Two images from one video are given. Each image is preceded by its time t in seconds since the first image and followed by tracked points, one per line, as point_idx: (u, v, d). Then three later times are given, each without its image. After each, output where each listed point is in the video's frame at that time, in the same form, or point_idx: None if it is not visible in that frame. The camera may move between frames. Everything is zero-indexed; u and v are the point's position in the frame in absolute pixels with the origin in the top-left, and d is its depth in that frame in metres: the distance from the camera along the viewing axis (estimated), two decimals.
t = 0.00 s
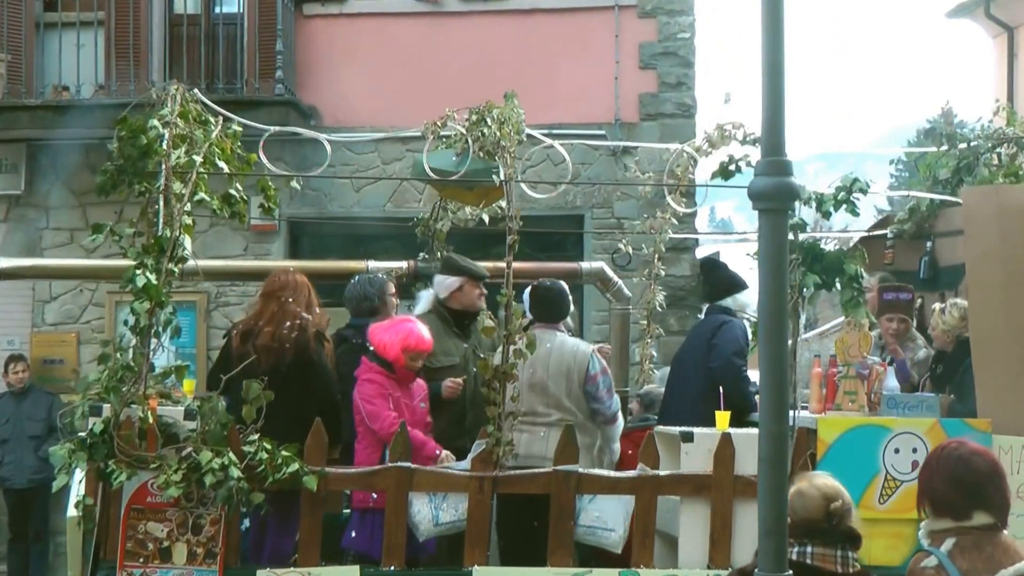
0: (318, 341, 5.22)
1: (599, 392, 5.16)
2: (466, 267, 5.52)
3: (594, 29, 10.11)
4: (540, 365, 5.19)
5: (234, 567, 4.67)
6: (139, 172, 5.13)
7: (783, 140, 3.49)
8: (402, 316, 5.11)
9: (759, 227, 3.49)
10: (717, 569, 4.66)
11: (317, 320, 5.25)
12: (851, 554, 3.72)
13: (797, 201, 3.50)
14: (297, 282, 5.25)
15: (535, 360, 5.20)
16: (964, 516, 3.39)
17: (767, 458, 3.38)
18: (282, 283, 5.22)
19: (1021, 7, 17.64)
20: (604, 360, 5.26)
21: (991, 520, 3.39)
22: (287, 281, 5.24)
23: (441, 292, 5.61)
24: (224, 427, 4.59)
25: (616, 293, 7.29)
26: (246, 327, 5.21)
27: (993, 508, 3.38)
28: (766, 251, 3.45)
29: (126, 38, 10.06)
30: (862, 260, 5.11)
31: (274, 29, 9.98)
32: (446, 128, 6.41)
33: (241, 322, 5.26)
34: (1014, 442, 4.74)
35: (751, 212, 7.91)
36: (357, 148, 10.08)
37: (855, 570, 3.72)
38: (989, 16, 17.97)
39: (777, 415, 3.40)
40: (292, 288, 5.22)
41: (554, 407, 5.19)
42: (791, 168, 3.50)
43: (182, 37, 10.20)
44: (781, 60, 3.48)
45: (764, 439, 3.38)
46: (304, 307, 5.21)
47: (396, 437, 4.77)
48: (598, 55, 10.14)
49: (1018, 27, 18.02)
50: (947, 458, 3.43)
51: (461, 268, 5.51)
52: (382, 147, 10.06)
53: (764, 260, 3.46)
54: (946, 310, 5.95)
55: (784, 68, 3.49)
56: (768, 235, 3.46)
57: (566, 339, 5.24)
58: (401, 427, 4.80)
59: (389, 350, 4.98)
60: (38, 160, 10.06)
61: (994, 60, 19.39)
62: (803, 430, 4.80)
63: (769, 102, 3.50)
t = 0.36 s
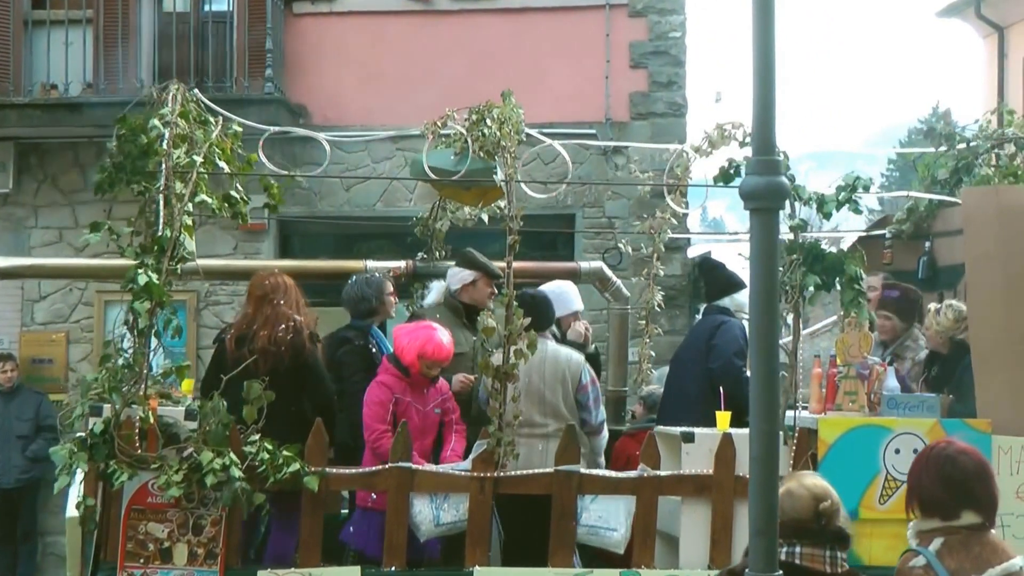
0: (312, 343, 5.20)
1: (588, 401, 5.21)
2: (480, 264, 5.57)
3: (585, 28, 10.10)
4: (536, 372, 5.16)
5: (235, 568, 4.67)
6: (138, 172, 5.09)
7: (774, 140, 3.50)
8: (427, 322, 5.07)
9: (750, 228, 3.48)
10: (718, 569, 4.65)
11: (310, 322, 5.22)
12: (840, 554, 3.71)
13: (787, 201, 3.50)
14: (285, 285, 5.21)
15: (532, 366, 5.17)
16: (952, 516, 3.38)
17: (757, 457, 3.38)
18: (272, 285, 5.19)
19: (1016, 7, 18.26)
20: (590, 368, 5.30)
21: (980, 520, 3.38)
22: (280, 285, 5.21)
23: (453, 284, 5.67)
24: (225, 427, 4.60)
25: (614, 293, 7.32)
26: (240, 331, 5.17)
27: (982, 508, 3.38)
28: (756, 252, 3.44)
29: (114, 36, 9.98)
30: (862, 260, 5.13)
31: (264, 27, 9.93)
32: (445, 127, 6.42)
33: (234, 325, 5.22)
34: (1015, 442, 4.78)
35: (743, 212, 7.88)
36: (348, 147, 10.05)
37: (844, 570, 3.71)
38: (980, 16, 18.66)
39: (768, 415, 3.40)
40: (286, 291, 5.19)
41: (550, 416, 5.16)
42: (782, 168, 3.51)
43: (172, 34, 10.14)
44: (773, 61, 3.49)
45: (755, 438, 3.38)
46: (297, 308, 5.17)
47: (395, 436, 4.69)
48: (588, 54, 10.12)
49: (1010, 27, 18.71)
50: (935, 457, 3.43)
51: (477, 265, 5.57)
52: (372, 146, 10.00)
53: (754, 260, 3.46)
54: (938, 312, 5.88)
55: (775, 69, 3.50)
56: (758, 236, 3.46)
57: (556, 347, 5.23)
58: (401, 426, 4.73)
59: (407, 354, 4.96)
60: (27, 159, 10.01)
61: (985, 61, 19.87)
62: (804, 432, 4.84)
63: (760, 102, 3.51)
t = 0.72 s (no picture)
0: (300, 343, 5.19)
1: (598, 401, 5.18)
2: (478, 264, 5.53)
3: (576, 27, 10.09)
4: (538, 379, 5.15)
5: (236, 569, 4.67)
6: (135, 171, 5.03)
7: (767, 139, 3.49)
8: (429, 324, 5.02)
9: (744, 229, 3.47)
10: (720, 569, 4.65)
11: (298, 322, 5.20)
12: (837, 554, 3.68)
13: (781, 200, 3.48)
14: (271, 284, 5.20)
15: (534, 373, 5.15)
16: (950, 517, 3.38)
17: (754, 459, 3.37)
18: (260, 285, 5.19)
19: (1007, 7, 18.49)
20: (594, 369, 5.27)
21: (976, 520, 3.38)
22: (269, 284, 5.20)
23: (453, 284, 5.64)
24: (226, 427, 4.59)
25: (613, 292, 7.35)
26: (229, 333, 5.19)
27: (980, 509, 3.38)
28: (750, 252, 3.43)
29: (103, 33, 9.93)
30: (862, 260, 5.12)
31: (254, 25, 9.89)
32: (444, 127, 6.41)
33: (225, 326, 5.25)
34: (1014, 442, 4.78)
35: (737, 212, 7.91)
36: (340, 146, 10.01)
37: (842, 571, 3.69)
38: (971, 15, 18.88)
39: (763, 415, 3.38)
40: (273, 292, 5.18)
41: (556, 421, 5.15)
42: (774, 167, 3.49)
43: (161, 33, 10.09)
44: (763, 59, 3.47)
45: (750, 440, 3.37)
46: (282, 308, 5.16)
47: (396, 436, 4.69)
48: (580, 53, 10.11)
49: (1000, 27, 18.92)
50: (935, 458, 3.42)
51: (475, 265, 5.52)
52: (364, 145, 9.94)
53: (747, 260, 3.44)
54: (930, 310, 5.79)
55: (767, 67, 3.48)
56: (752, 236, 3.45)
57: (557, 351, 5.21)
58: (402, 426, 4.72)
59: (404, 356, 4.94)
60: (16, 157, 9.95)
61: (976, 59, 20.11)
62: (807, 432, 4.89)
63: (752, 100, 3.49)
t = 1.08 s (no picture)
0: (278, 340, 5.14)
1: (626, 396, 5.16)
2: (471, 264, 5.59)
3: (574, 28, 10.10)
4: (570, 372, 5.09)
5: (236, 569, 4.67)
6: (135, 172, 5.02)
7: (765, 141, 3.50)
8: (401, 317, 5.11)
9: (743, 229, 3.47)
10: (719, 569, 4.66)
11: (285, 318, 5.17)
12: (836, 554, 3.69)
13: (780, 201, 3.48)
14: (268, 283, 5.23)
15: (565, 366, 5.10)
16: (949, 517, 3.39)
17: (753, 458, 3.37)
18: (262, 284, 5.26)
19: (1005, 7, 18.48)
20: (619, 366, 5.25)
21: (976, 520, 3.39)
22: (268, 281, 5.24)
23: (453, 288, 5.58)
24: (227, 428, 4.60)
25: (612, 293, 7.35)
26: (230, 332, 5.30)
27: (980, 509, 3.38)
28: (748, 252, 3.43)
29: (102, 34, 9.93)
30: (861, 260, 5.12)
31: (253, 26, 9.90)
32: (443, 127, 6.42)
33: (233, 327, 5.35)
34: (1012, 442, 4.79)
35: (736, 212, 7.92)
36: (339, 146, 10.02)
37: (841, 570, 3.69)
38: (970, 15, 18.84)
39: (761, 415, 3.39)
40: (265, 290, 5.22)
41: (586, 416, 5.07)
42: (772, 168, 3.50)
43: (160, 34, 10.09)
44: (762, 60, 3.48)
45: (749, 439, 3.37)
46: (269, 304, 5.18)
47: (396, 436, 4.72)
48: (579, 54, 10.12)
49: (998, 27, 18.87)
50: (939, 457, 3.42)
51: (471, 266, 5.60)
52: (362, 146, 9.95)
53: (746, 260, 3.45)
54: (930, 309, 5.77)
55: (765, 67, 3.49)
56: (751, 236, 3.44)
57: (585, 347, 5.18)
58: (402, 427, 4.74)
59: (406, 353, 4.97)
60: (14, 158, 9.95)
61: (975, 59, 20.10)
62: (806, 432, 4.89)
63: (750, 101, 3.50)
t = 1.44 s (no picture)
0: (274, 341, 5.16)
1: (632, 396, 5.24)
2: (467, 265, 5.72)
3: (574, 28, 10.10)
4: (588, 367, 5.13)
5: (236, 569, 4.66)
6: (134, 171, 5.04)
7: (765, 141, 3.50)
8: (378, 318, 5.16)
9: (743, 229, 3.47)
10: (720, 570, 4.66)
11: (283, 318, 5.20)
12: (837, 555, 3.70)
13: (780, 201, 3.49)
14: (274, 284, 5.28)
15: (583, 360, 5.14)
16: (952, 518, 3.39)
17: (753, 458, 3.37)
18: (268, 284, 5.31)
19: (1004, 7, 18.50)
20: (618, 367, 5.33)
21: (977, 521, 3.39)
22: (274, 282, 5.29)
23: (455, 293, 5.65)
24: (226, 428, 4.60)
25: (611, 293, 7.37)
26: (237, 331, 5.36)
27: (982, 509, 3.38)
28: (748, 253, 3.44)
29: (102, 35, 9.94)
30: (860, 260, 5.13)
31: (253, 27, 9.90)
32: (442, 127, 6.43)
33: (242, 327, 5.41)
34: (1012, 442, 4.79)
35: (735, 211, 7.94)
36: (339, 147, 10.02)
37: (842, 571, 3.69)
38: (969, 16, 18.86)
39: (761, 415, 3.39)
40: (270, 290, 5.27)
41: (597, 411, 5.13)
42: (772, 168, 3.50)
43: (160, 34, 10.09)
44: (762, 60, 3.48)
45: (750, 439, 3.37)
46: (270, 305, 5.22)
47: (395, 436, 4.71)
48: (578, 54, 10.12)
49: (998, 28, 18.88)
50: (943, 458, 3.42)
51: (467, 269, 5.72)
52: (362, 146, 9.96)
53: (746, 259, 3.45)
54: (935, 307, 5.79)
55: (765, 68, 3.49)
56: (750, 237, 3.45)
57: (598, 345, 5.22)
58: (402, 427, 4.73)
59: (390, 350, 5.01)
60: (14, 159, 9.96)
61: (974, 60, 20.11)
62: (807, 432, 4.88)
63: (750, 101, 3.50)
